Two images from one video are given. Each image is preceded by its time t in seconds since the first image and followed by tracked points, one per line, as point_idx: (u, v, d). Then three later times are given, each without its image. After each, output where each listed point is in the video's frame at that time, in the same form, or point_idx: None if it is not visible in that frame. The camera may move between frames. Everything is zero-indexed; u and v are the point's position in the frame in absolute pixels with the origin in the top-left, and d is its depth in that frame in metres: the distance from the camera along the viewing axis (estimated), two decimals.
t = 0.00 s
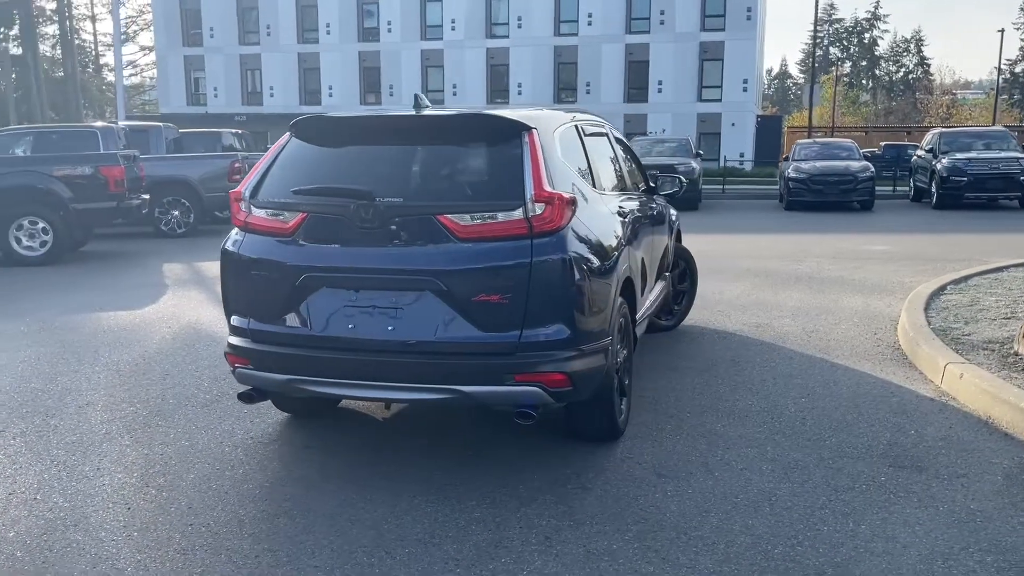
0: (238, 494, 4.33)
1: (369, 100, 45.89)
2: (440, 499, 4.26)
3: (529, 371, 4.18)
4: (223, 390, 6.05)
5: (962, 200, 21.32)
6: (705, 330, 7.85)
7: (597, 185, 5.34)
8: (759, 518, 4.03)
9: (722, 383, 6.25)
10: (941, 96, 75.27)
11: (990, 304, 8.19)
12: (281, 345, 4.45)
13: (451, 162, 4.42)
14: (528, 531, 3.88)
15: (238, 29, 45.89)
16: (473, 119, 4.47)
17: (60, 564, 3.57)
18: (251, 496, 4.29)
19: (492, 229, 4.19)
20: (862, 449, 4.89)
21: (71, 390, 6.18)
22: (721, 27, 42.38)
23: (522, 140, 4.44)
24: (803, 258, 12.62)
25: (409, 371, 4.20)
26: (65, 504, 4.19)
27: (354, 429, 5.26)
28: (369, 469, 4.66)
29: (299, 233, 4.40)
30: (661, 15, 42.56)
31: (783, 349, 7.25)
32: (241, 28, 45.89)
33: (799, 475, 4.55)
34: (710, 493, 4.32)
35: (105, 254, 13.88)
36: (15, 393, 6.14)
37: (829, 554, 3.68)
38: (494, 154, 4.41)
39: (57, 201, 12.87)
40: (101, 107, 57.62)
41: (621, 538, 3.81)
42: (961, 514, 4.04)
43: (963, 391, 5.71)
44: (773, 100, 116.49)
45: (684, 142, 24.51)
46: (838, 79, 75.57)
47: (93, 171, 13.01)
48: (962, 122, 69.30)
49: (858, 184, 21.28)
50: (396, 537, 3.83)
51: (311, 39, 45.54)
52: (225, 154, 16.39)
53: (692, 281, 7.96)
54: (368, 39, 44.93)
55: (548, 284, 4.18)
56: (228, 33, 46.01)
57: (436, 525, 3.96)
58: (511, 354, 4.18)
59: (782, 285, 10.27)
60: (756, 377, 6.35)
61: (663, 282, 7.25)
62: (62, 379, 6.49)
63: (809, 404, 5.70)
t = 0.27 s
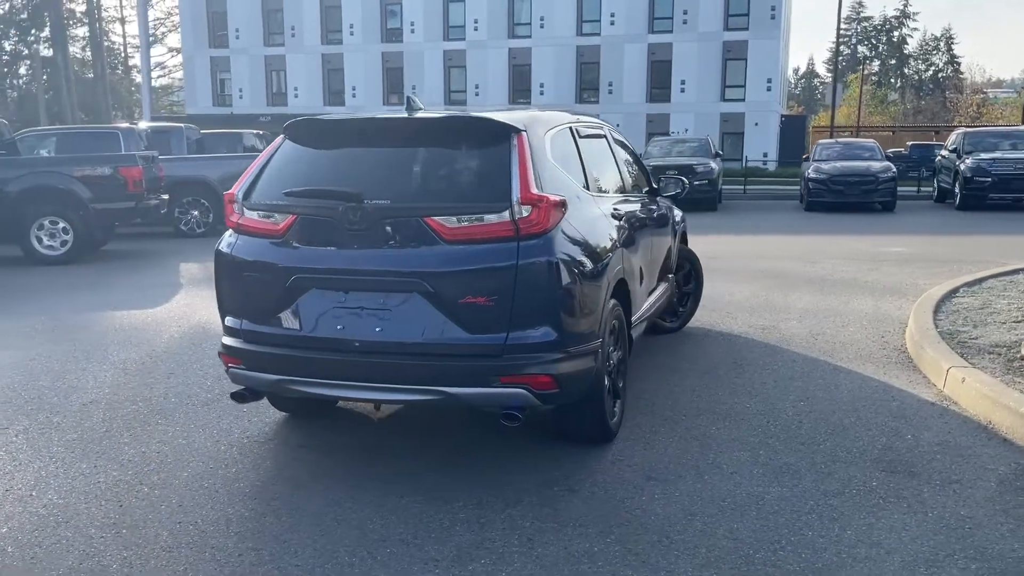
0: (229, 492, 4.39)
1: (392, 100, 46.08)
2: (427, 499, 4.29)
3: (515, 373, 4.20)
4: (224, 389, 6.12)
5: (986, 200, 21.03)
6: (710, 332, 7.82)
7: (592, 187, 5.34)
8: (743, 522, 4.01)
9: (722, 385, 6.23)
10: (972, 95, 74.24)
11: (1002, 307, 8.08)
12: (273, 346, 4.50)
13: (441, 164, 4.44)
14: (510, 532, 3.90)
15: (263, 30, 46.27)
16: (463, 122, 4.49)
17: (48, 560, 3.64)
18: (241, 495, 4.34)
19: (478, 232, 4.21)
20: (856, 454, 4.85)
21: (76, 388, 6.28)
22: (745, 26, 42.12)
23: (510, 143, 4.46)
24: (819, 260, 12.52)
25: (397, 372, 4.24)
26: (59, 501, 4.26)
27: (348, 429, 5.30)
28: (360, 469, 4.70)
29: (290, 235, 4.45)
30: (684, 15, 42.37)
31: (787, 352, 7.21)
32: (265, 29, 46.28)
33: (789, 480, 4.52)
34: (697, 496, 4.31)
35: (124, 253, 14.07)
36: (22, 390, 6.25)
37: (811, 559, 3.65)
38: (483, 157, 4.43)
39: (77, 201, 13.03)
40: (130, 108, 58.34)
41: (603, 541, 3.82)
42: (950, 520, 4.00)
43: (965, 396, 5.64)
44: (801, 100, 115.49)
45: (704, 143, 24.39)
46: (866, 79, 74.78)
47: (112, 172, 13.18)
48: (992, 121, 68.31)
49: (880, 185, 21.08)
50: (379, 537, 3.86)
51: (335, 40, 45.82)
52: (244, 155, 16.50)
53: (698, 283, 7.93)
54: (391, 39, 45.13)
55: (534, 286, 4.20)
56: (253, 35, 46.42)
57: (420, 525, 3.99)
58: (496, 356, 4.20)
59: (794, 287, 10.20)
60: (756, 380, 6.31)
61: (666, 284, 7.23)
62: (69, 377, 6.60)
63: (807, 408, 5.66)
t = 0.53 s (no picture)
0: (222, 489, 4.41)
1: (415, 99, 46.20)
2: (417, 498, 4.29)
3: (505, 373, 4.20)
4: (227, 387, 6.17)
5: (1013, 200, 20.72)
6: (718, 333, 7.77)
7: (590, 186, 5.31)
8: (734, 525, 3.98)
9: (725, 386, 6.18)
10: (1003, 93, 73.13)
11: (1017, 309, 7.95)
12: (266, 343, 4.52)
13: (433, 163, 4.44)
14: (497, 532, 3.89)
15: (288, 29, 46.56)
16: (456, 121, 4.48)
17: (38, 555, 3.68)
18: (234, 492, 4.37)
19: (469, 231, 4.20)
20: (854, 457, 4.79)
21: (83, 384, 6.35)
22: (770, 24, 41.77)
23: (503, 142, 4.45)
24: (836, 260, 12.39)
25: (388, 371, 4.25)
26: (55, 495, 4.31)
27: (346, 426, 5.32)
28: (354, 466, 4.71)
29: (283, 233, 4.47)
30: (709, 12, 42.11)
31: (795, 352, 7.14)
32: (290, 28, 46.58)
33: (785, 482, 4.47)
34: (689, 498, 4.28)
35: (143, 251, 14.22)
36: (30, 386, 6.33)
37: (799, 563, 3.62)
38: (476, 156, 4.42)
39: (97, 199, 13.22)
40: (157, 106, 58.94)
41: (589, 542, 3.80)
42: (945, 525, 3.94)
43: (971, 399, 5.55)
44: (829, 98, 114.35)
45: (726, 141, 24.21)
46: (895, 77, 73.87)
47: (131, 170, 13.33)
48: None
49: (903, 184, 20.84)
50: (366, 535, 3.87)
51: (359, 38, 46.01)
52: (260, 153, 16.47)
53: (706, 282, 7.87)
54: (415, 38, 45.23)
55: (525, 286, 4.19)
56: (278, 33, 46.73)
57: (408, 523, 3.99)
58: (487, 355, 4.19)
59: (807, 287, 10.10)
60: (760, 381, 6.26)
61: (672, 283, 7.19)
62: (77, 373, 6.68)
63: (809, 410, 5.60)
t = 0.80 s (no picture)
0: (217, 483, 4.43)
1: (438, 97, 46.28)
2: (409, 493, 4.28)
3: (497, 370, 4.17)
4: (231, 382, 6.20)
5: None
6: (727, 332, 7.70)
7: (591, 182, 5.27)
8: (726, 525, 3.93)
9: (730, 386, 6.11)
10: None
11: None
12: (261, 339, 4.53)
13: (427, 158, 4.42)
14: (487, 529, 3.87)
15: (312, 28, 46.80)
16: (451, 115, 4.47)
17: (29, 545, 3.71)
18: (228, 486, 4.38)
19: (461, 226, 4.18)
20: (855, 458, 4.72)
21: (90, 378, 6.41)
22: (795, 21, 41.39)
23: (498, 139, 4.44)
24: (855, 259, 12.23)
25: (380, 367, 4.24)
26: (52, 487, 4.34)
27: (345, 422, 5.33)
28: (349, 462, 4.71)
29: (279, 228, 4.48)
30: (733, 9, 41.82)
31: (804, 352, 7.05)
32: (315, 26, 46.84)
33: (782, 483, 4.41)
34: (682, 497, 4.24)
35: (163, 247, 14.36)
36: (38, 379, 6.40)
37: (789, 564, 3.57)
38: (471, 151, 4.40)
39: (117, 195, 13.33)
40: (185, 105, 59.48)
41: (578, 541, 3.77)
42: (942, 529, 3.87)
43: (979, 400, 5.45)
44: (857, 97, 113.14)
45: (748, 139, 24.00)
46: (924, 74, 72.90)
47: (150, 166, 13.42)
48: None
49: (927, 183, 20.56)
50: (355, 530, 3.86)
51: (382, 37, 46.17)
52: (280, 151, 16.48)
53: (716, 281, 7.79)
54: (438, 36, 45.30)
55: (517, 282, 4.17)
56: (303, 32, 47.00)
57: (398, 518, 3.98)
58: (479, 351, 4.17)
59: (823, 286, 9.98)
60: (766, 381, 6.19)
61: (680, 282, 7.12)
62: (86, 367, 6.74)
63: (813, 411, 5.53)
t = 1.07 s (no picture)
0: (208, 480, 4.45)
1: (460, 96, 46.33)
2: (398, 492, 4.27)
3: (486, 370, 4.15)
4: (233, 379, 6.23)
5: None
6: (734, 333, 7.63)
7: (589, 181, 5.23)
8: (714, 529, 3.88)
9: (732, 387, 6.05)
10: None
11: None
12: (253, 337, 4.54)
13: (419, 157, 4.40)
14: (472, 530, 3.85)
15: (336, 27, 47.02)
16: (443, 114, 4.44)
17: (17, 541, 3.74)
18: (219, 483, 4.39)
19: (449, 225, 4.15)
20: (853, 462, 4.64)
21: (96, 374, 6.47)
22: (820, 18, 40.98)
23: (490, 138, 4.41)
24: (873, 259, 12.08)
25: (369, 367, 4.23)
26: (46, 483, 4.38)
27: (341, 420, 5.32)
28: (342, 460, 4.71)
29: (270, 227, 4.49)
30: (757, 7, 41.48)
31: (811, 354, 6.96)
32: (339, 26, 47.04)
33: (776, 487, 4.35)
34: (673, 500, 4.19)
35: (180, 245, 14.48)
36: (45, 375, 6.46)
37: (775, 570, 3.51)
38: (461, 150, 4.38)
39: (135, 193, 13.45)
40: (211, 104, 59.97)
41: (563, 543, 3.74)
42: (935, 535, 3.79)
43: (985, 404, 5.34)
44: (886, 95, 111.78)
45: (769, 138, 23.77)
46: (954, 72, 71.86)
47: (167, 165, 13.52)
48: None
49: (951, 182, 20.26)
50: (340, 530, 3.85)
51: (405, 36, 46.30)
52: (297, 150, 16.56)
53: (723, 281, 7.74)
54: (460, 35, 45.33)
55: (506, 282, 4.14)
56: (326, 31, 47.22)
57: (385, 518, 3.97)
58: (467, 351, 4.15)
59: (836, 287, 9.84)
60: (769, 383, 6.11)
61: (685, 281, 7.05)
62: (93, 363, 6.80)
63: (815, 413, 5.45)
